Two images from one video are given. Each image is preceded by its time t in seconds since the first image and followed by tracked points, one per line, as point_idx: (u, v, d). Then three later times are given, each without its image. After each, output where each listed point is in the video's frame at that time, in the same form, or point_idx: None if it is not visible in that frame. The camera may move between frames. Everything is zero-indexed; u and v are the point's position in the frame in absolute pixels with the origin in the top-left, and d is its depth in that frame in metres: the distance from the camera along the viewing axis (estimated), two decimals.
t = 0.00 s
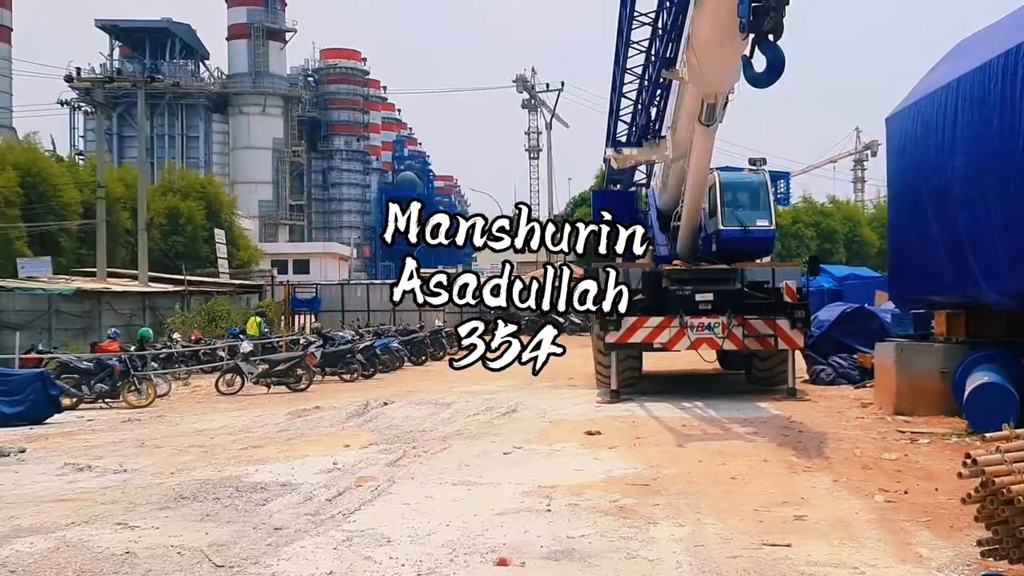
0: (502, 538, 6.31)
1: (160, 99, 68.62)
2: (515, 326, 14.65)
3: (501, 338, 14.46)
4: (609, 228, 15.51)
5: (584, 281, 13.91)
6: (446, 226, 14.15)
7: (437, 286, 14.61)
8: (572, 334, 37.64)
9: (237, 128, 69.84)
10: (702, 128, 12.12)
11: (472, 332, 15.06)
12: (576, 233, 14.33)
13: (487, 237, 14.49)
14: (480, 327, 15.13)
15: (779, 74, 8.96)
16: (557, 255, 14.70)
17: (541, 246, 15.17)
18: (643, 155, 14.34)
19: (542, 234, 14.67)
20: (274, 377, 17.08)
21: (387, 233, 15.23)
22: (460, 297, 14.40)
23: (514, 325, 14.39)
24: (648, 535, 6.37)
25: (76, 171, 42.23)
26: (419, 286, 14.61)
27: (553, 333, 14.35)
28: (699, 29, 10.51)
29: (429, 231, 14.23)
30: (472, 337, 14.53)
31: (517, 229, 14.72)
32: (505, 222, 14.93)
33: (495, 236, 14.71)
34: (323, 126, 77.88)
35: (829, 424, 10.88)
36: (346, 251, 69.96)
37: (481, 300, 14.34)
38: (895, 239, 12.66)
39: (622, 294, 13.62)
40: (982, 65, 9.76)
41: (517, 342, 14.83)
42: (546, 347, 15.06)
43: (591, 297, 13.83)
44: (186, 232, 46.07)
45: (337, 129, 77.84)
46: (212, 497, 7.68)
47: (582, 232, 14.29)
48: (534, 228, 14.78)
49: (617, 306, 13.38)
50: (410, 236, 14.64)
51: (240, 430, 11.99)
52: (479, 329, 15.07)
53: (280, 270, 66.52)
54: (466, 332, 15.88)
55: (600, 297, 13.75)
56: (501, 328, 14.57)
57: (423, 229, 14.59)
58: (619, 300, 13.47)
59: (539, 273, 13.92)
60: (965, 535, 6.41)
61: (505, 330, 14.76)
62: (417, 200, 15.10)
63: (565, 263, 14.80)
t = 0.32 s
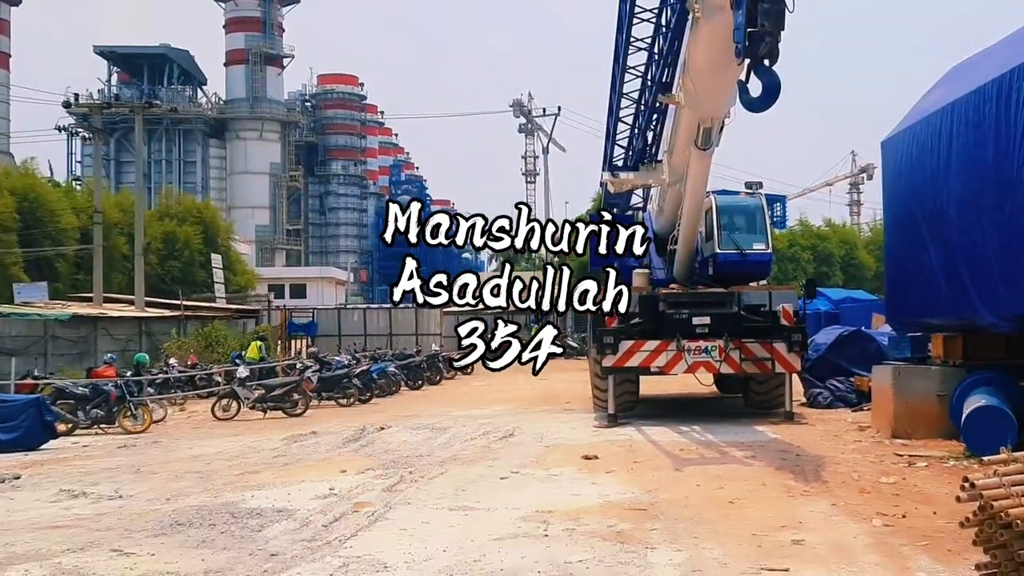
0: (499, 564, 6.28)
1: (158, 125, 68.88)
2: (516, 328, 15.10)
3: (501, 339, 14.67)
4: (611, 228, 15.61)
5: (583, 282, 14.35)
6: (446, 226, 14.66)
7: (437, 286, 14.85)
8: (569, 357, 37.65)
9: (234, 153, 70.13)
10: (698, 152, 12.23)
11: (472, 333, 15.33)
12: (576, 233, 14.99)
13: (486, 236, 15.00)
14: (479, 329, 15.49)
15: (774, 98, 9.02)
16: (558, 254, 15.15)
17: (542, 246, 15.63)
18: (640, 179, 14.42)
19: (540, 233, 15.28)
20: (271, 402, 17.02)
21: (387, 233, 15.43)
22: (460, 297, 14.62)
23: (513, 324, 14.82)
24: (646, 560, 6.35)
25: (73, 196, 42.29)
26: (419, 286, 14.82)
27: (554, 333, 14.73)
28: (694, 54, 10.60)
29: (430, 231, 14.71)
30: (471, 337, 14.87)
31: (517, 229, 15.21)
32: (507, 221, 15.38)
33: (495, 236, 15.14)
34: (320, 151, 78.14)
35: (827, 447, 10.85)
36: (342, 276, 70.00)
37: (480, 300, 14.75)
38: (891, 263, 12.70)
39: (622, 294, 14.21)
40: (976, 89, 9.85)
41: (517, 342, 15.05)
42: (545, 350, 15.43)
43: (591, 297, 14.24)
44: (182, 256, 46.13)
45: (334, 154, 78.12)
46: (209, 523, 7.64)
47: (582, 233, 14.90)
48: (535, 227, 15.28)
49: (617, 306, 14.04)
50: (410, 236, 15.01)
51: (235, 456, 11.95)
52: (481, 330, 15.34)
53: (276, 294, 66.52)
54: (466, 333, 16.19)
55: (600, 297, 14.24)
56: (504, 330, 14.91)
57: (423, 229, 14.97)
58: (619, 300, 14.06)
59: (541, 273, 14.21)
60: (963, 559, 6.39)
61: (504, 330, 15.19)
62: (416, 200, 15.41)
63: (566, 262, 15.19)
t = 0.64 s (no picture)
0: None
1: (157, 149, 69.17)
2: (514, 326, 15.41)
3: (501, 339, 14.96)
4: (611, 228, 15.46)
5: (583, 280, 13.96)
6: (446, 226, 14.73)
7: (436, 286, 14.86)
8: (567, 381, 37.60)
9: (233, 178, 70.36)
10: (695, 176, 12.30)
11: (472, 333, 15.45)
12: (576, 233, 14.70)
13: (486, 236, 14.34)
14: (479, 327, 15.65)
15: (769, 122, 9.10)
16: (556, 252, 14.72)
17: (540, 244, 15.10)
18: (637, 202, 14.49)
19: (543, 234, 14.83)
20: (268, 427, 16.96)
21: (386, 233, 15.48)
22: (460, 298, 13.99)
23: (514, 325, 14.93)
24: None
25: (72, 221, 42.38)
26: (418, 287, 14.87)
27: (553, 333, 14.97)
28: (690, 79, 10.72)
29: (430, 231, 14.81)
30: (472, 337, 15.16)
31: (517, 230, 14.56)
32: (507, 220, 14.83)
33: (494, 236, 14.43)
34: (319, 175, 78.39)
35: (826, 470, 10.82)
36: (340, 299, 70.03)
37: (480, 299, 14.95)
38: (888, 286, 12.73)
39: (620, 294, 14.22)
40: (972, 112, 9.94)
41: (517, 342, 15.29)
42: (544, 350, 15.46)
43: (590, 297, 13.93)
44: (180, 281, 46.16)
45: (333, 178, 78.40)
46: (205, 549, 7.61)
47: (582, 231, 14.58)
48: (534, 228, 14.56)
49: (617, 306, 14.00)
50: (410, 236, 14.98)
51: (233, 481, 11.91)
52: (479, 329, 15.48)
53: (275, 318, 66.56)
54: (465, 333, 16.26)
55: (599, 297, 14.12)
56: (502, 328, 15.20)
57: (422, 230, 14.97)
58: (619, 301, 14.04)
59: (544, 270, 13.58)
60: None
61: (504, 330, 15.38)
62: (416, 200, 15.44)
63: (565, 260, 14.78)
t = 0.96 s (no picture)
0: None
1: (155, 169, 69.34)
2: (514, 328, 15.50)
3: (501, 338, 15.26)
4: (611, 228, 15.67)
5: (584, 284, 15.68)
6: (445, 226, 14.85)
7: (438, 285, 15.36)
8: (565, 399, 37.57)
9: (230, 198, 70.46)
10: (693, 195, 12.34)
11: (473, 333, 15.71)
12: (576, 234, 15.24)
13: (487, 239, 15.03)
14: (479, 327, 16.05)
15: (767, 141, 9.14)
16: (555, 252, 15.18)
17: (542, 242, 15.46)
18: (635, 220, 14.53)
19: (541, 235, 15.33)
20: (266, 447, 16.91)
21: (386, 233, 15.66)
22: (460, 297, 15.34)
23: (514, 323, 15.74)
24: None
25: (69, 242, 42.41)
26: (419, 286, 15.37)
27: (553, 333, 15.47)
28: (687, 97, 10.76)
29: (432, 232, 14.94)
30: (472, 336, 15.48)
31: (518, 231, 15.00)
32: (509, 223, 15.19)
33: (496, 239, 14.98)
34: (317, 195, 78.48)
35: (825, 488, 10.80)
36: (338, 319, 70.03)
37: (480, 299, 15.44)
38: (887, 303, 12.75)
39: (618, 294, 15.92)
40: (968, 130, 10.00)
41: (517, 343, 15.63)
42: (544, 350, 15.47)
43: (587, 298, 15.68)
44: (178, 300, 46.13)
45: (330, 198, 78.49)
46: (202, 570, 7.58)
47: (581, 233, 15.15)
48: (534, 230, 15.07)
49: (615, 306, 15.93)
50: (410, 236, 15.09)
51: (230, 501, 11.88)
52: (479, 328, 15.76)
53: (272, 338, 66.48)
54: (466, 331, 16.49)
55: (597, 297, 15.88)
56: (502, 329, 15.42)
57: (422, 230, 15.09)
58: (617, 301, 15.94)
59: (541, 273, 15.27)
60: None
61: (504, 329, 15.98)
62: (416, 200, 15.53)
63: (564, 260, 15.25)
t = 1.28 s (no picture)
0: None
1: (154, 186, 69.48)
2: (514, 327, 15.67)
3: (500, 338, 15.42)
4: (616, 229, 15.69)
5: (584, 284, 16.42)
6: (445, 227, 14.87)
7: (438, 286, 15.40)
8: (563, 415, 37.50)
9: (229, 214, 70.55)
10: (691, 211, 12.38)
11: (472, 333, 15.77)
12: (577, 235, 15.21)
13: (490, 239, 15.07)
14: (479, 327, 16.05)
15: (765, 156, 9.17)
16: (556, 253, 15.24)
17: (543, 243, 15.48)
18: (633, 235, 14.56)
19: (542, 235, 15.34)
20: (264, 463, 16.87)
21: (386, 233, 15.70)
22: (460, 297, 15.36)
23: (515, 323, 15.76)
24: None
25: (68, 257, 42.42)
26: (420, 286, 15.40)
27: (553, 334, 15.72)
28: (686, 113, 10.81)
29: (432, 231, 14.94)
30: (472, 337, 15.53)
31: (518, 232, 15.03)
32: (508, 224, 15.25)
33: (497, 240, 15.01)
34: (315, 211, 78.60)
35: (824, 504, 10.79)
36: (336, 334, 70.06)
37: (479, 299, 15.47)
38: (885, 319, 12.75)
39: (620, 294, 16.35)
40: (965, 146, 10.05)
41: (517, 342, 15.80)
42: (544, 350, 15.61)
43: (590, 296, 16.45)
44: (176, 316, 46.12)
45: (329, 214, 78.60)
46: None
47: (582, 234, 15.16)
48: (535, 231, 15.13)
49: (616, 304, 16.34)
50: (410, 236, 15.11)
51: (227, 518, 11.84)
52: (479, 328, 15.84)
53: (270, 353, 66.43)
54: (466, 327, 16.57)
55: (600, 295, 16.47)
56: (502, 328, 15.59)
57: (422, 230, 15.10)
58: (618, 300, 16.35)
59: (541, 274, 15.39)
60: None
61: (505, 330, 15.99)
62: (416, 199, 15.56)
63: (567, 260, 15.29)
